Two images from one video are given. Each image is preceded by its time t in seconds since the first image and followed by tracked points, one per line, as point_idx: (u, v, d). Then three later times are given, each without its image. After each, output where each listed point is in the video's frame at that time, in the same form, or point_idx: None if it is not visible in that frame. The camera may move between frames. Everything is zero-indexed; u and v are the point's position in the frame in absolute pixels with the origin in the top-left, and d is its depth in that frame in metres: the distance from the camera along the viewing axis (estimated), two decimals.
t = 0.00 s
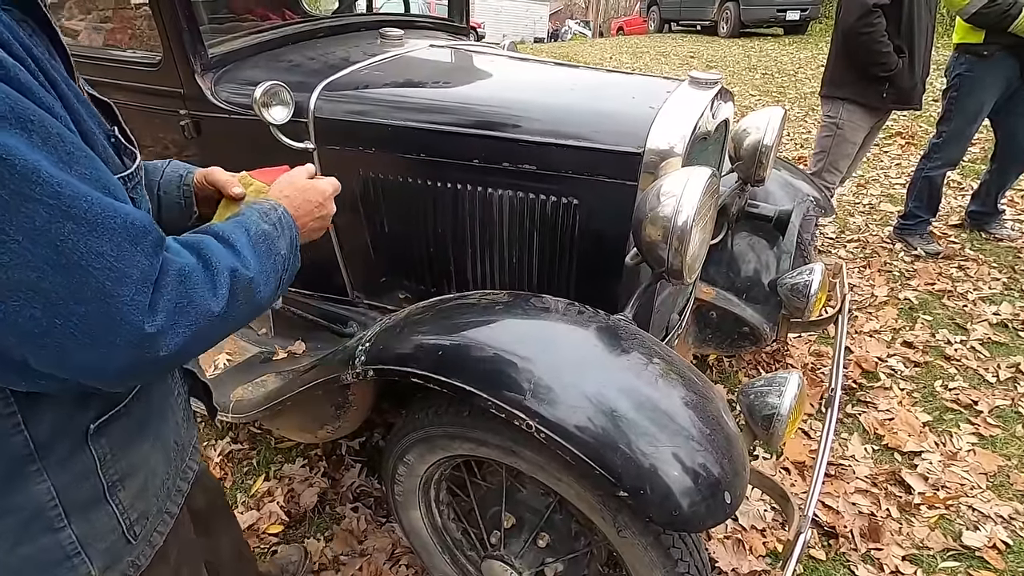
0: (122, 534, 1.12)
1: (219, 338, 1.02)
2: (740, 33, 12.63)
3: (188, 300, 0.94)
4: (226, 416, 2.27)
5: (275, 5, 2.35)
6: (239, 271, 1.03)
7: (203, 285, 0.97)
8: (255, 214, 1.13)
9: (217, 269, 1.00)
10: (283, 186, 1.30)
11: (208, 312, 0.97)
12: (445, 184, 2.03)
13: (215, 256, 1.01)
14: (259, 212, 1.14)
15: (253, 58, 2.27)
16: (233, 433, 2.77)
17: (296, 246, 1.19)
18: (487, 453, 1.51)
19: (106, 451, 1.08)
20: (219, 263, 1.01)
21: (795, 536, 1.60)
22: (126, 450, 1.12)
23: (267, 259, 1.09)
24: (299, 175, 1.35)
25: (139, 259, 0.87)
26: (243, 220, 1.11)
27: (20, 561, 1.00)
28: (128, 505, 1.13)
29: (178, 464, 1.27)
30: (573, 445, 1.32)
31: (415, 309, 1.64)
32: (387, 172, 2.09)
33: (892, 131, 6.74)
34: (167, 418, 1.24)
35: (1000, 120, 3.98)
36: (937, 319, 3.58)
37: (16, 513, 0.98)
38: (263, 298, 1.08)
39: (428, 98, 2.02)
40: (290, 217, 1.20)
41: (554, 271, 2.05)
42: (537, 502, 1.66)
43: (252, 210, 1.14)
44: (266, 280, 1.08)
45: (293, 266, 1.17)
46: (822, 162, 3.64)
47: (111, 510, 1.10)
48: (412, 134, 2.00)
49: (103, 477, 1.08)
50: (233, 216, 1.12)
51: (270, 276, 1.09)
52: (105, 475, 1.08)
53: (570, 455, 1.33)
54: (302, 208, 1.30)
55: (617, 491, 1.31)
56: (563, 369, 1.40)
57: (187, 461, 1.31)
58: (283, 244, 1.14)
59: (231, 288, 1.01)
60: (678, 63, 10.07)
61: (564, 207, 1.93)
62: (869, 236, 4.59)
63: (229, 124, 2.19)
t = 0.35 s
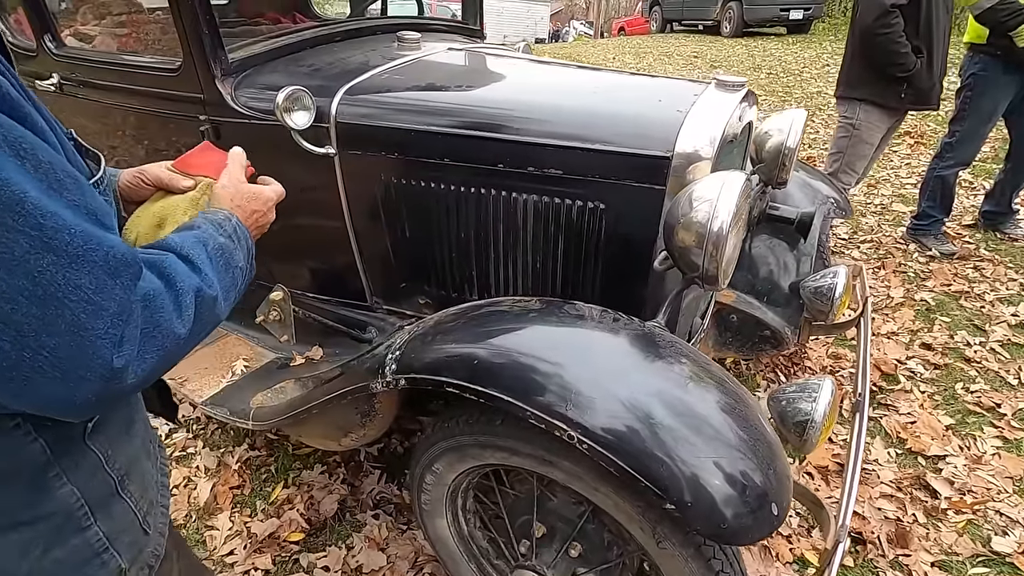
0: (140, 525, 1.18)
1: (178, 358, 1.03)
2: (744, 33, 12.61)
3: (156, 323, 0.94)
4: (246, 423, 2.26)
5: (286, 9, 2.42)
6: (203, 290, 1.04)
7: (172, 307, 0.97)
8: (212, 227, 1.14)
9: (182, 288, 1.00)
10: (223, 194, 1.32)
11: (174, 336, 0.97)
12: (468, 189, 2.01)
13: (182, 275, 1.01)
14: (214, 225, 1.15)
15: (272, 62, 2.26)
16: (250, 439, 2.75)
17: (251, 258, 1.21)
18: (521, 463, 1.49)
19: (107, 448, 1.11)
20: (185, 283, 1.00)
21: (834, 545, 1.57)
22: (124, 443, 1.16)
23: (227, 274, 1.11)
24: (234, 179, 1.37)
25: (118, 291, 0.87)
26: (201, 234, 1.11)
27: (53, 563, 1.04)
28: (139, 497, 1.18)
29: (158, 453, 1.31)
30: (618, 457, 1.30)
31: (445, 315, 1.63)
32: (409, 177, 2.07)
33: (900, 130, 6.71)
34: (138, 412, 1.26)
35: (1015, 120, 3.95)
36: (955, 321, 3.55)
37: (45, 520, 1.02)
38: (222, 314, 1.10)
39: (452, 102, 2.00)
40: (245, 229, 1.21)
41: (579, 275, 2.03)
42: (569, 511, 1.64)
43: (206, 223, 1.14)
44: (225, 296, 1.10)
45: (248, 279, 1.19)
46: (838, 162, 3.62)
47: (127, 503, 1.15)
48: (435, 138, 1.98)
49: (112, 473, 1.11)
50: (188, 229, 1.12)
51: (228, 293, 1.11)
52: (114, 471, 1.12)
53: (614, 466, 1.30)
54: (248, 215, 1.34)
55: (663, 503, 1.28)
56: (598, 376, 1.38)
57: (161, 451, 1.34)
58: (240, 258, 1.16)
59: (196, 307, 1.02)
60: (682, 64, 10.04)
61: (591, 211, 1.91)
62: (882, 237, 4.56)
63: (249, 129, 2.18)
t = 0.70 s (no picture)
0: (155, 529, 1.22)
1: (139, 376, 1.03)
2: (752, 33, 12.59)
3: (103, 338, 0.94)
4: (301, 425, 2.24)
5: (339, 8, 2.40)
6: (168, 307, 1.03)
7: (126, 323, 0.97)
8: (192, 244, 1.16)
9: (143, 304, 1.00)
10: (210, 208, 1.29)
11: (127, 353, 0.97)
12: (530, 189, 2.01)
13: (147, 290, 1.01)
14: (196, 243, 1.16)
15: (327, 62, 2.26)
16: (293, 441, 2.74)
17: (236, 277, 1.22)
18: (605, 467, 1.48)
19: (107, 453, 1.13)
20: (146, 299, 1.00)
21: (920, 551, 1.56)
22: (134, 444, 1.18)
23: (199, 291, 1.11)
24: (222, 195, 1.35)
25: (48, 299, 0.87)
26: (179, 250, 1.12)
27: (60, 564, 1.10)
28: (151, 503, 1.21)
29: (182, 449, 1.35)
30: (727, 462, 1.28)
31: (521, 317, 1.62)
32: (469, 177, 2.07)
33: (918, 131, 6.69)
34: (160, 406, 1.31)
35: None
36: (992, 322, 3.53)
37: (44, 523, 1.07)
38: (194, 333, 1.09)
39: (516, 103, 2.00)
40: (230, 246, 1.23)
41: (640, 276, 2.03)
42: (646, 516, 1.64)
43: (189, 239, 1.16)
44: (198, 314, 1.09)
45: (231, 297, 1.20)
46: (873, 163, 3.60)
47: (136, 508, 1.18)
48: (500, 139, 1.98)
49: (117, 476, 1.14)
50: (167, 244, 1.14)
51: (201, 311, 1.10)
52: (116, 477, 1.14)
53: (722, 471, 1.28)
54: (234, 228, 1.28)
55: (777, 509, 1.26)
56: (688, 375, 1.37)
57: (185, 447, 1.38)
58: (220, 275, 1.17)
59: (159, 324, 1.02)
60: (693, 64, 10.02)
61: (656, 213, 1.91)
62: (910, 237, 4.54)
63: (306, 129, 2.18)
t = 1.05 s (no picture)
0: None
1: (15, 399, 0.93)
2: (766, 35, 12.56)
3: None
4: (357, 422, 2.22)
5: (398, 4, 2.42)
6: (67, 329, 0.94)
7: None
8: (161, 266, 1.09)
9: (26, 322, 0.90)
10: (232, 233, 1.25)
11: None
12: (598, 185, 2.02)
13: (52, 303, 0.93)
14: (167, 266, 1.10)
15: (389, 55, 2.34)
16: (339, 439, 2.71)
17: (200, 317, 1.11)
18: (693, 464, 1.46)
19: (18, 492, 1.04)
20: (33, 313, 0.91)
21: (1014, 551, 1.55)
22: (57, 487, 1.09)
23: (126, 319, 1.01)
24: (262, 225, 1.30)
25: None
26: (137, 269, 1.06)
27: None
28: (59, 556, 1.11)
29: (136, 492, 1.24)
30: (843, 459, 1.27)
31: (603, 310, 1.63)
32: (536, 172, 2.08)
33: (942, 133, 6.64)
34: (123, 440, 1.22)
35: None
36: None
37: None
38: (102, 366, 0.99)
39: (586, 99, 2.01)
40: (214, 276, 1.15)
41: (706, 273, 2.03)
42: (727, 515, 1.64)
43: (164, 260, 1.10)
44: (108, 346, 0.99)
45: (187, 339, 1.09)
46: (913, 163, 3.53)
47: (36, 562, 1.07)
48: (570, 136, 2.00)
49: (20, 524, 1.04)
50: (135, 259, 1.09)
51: (119, 343, 1.00)
52: (21, 522, 1.04)
53: (838, 468, 1.27)
54: (239, 263, 1.21)
55: (896, 507, 1.25)
56: (788, 367, 1.37)
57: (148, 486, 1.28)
58: (172, 309, 1.07)
59: (45, 345, 0.92)
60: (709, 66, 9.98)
61: (727, 209, 1.91)
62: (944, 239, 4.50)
63: (370, 124, 2.22)
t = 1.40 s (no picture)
0: None
1: None
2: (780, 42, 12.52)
3: None
4: (377, 423, 2.22)
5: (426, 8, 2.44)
6: (10, 372, 0.86)
7: None
8: (121, 291, 1.01)
9: None
10: (213, 261, 1.15)
11: None
12: (625, 190, 2.02)
13: None
14: (129, 289, 1.02)
15: (418, 56, 2.35)
16: (356, 439, 2.71)
17: (166, 346, 1.03)
18: (725, 474, 1.45)
19: None
20: None
21: None
22: (8, 537, 1.07)
23: (79, 354, 0.94)
24: (250, 258, 1.20)
25: None
26: (93, 295, 0.98)
27: None
28: None
29: (96, 534, 1.21)
30: (886, 473, 1.25)
31: (634, 316, 1.63)
32: (564, 176, 2.08)
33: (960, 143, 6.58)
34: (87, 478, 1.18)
35: None
36: None
37: None
38: (55, 407, 0.92)
39: (616, 104, 2.03)
40: (183, 300, 1.06)
41: (733, 280, 2.01)
42: (753, 525, 1.63)
43: (127, 284, 1.02)
44: (58, 386, 0.92)
45: (151, 368, 1.02)
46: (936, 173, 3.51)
47: None
48: (600, 140, 2.00)
49: None
50: (94, 282, 1.01)
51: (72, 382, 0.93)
52: None
53: (880, 483, 1.26)
54: (210, 299, 1.11)
55: (939, 523, 1.24)
56: (824, 377, 1.36)
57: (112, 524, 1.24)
58: (133, 339, 0.99)
59: None
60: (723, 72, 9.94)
61: (756, 217, 1.90)
62: (963, 250, 4.45)
63: (398, 125, 2.23)
